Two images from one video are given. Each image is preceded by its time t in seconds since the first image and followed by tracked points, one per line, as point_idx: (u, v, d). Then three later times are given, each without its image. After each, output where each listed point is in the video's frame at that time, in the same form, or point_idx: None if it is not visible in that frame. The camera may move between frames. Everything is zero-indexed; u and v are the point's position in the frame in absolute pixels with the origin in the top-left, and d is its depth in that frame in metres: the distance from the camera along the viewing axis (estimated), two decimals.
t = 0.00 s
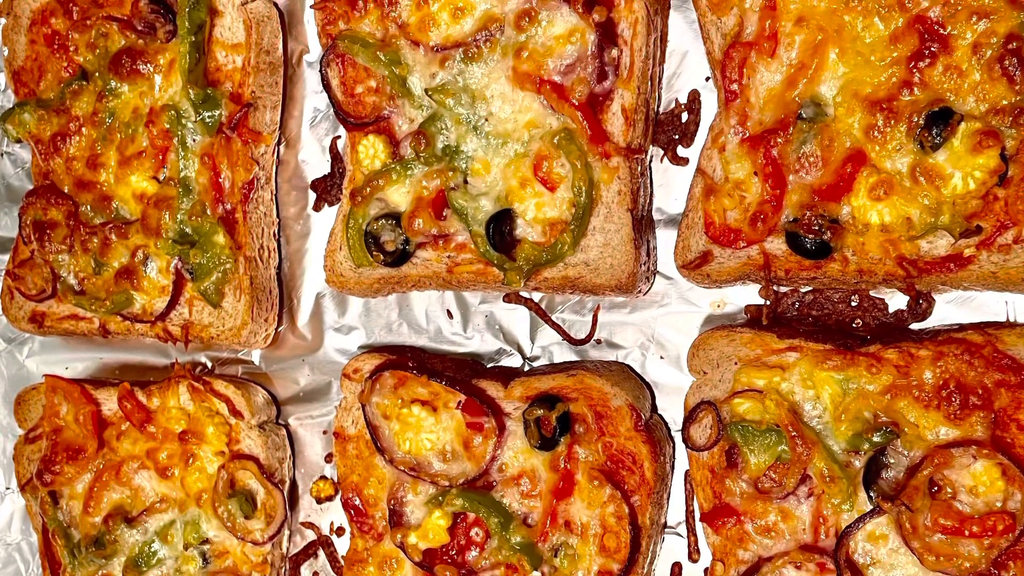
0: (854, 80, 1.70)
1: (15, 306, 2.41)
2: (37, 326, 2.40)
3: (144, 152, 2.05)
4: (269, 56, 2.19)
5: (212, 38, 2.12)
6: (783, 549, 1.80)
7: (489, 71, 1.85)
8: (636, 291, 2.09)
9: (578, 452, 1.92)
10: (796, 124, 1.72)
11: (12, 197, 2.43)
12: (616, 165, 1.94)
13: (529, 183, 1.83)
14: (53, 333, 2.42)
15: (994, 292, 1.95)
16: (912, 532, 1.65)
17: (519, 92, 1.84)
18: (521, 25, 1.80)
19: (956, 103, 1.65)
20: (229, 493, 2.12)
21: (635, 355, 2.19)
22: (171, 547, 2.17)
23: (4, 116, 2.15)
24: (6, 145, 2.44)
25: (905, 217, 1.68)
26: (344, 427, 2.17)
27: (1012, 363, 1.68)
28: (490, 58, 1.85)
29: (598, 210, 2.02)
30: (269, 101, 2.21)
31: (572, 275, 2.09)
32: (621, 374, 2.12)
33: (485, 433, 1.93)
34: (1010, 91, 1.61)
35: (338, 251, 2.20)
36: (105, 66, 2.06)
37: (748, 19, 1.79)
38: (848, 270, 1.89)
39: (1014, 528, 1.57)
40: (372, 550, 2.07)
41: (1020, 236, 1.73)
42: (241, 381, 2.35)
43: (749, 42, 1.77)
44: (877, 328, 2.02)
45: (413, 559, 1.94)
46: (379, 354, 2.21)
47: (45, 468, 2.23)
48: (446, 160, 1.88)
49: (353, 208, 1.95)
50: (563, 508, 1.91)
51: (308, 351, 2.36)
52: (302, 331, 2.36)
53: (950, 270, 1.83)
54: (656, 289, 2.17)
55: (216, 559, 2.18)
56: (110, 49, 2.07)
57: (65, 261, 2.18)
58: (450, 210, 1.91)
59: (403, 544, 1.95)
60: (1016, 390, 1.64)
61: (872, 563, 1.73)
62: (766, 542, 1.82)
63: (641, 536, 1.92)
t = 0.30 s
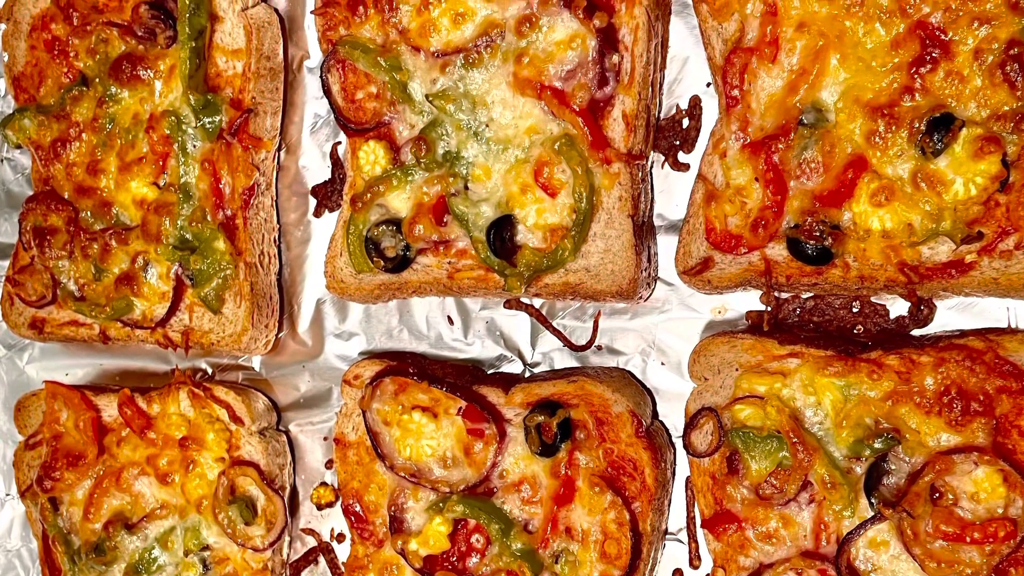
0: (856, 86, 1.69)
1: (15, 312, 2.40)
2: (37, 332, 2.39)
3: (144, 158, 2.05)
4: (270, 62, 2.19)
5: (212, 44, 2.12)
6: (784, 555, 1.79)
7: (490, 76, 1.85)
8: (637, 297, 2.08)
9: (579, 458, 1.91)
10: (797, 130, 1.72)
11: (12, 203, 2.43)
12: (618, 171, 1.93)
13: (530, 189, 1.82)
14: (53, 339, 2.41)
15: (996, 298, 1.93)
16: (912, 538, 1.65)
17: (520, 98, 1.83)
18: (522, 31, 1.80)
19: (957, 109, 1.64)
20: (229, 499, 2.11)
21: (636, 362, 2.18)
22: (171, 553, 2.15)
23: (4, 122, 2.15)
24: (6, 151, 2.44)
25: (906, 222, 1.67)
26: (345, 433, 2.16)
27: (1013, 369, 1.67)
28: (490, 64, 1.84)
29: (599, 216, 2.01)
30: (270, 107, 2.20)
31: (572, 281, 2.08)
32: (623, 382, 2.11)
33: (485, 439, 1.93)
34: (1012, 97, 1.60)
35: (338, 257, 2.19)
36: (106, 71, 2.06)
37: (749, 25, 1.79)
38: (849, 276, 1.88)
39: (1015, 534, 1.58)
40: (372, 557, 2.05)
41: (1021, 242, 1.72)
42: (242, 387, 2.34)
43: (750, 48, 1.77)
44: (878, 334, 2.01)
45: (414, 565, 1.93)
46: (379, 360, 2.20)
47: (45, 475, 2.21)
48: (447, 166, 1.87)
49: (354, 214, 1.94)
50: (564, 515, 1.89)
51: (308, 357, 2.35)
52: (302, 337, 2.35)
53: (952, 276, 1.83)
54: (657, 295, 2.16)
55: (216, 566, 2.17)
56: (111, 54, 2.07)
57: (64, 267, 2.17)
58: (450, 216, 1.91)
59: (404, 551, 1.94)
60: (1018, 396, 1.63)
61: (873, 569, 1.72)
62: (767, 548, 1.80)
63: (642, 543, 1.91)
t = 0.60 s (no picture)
0: (857, 91, 1.69)
1: (15, 318, 2.40)
2: (37, 339, 2.39)
3: (144, 164, 2.04)
4: (270, 68, 2.19)
5: (212, 50, 2.11)
6: (785, 562, 1.77)
7: (490, 82, 1.84)
8: (637, 303, 2.07)
9: (580, 464, 1.90)
10: (798, 135, 1.71)
11: (12, 209, 2.43)
12: (619, 177, 1.93)
13: (530, 195, 1.82)
14: (53, 345, 2.40)
15: (997, 304, 1.93)
16: (914, 544, 1.64)
17: (521, 104, 1.83)
18: (523, 37, 1.80)
19: (958, 115, 1.64)
20: (229, 505, 2.10)
21: (637, 368, 2.17)
22: (171, 559, 2.14)
23: (4, 128, 2.15)
24: (6, 157, 2.44)
25: (908, 228, 1.66)
26: (346, 440, 2.15)
27: (1015, 376, 1.65)
28: (490, 69, 1.84)
29: (600, 222, 2.00)
30: (271, 112, 2.20)
31: (573, 286, 2.07)
32: (624, 388, 2.10)
33: (485, 445, 1.92)
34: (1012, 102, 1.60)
35: (339, 262, 2.18)
36: (106, 77, 2.05)
37: (750, 30, 1.79)
38: (850, 282, 1.87)
39: (1016, 540, 1.58)
40: (373, 563, 2.04)
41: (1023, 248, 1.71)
42: (242, 394, 2.33)
43: (750, 54, 1.77)
44: (879, 340, 2.00)
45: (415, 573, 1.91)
46: (379, 366, 2.19)
47: (45, 481, 2.21)
48: (447, 171, 1.87)
49: (354, 220, 1.93)
50: (564, 521, 1.88)
51: (309, 363, 2.34)
52: (303, 343, 2.34)
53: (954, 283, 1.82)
54: (658, 302, 2.16)
55: (216, 573, 2.16)
56: (112, 60, 2.07)
57: (64, 273, 2.16)
58: (451, 222, 1.91)
59: (405, 557, 1.92)
60: (1019, 402, 1.61)
61: None
62: (768, 554, 1.79)
63: (642, 549, 1.89)
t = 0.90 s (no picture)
0: (859, 97, 1.68)
1: (15, 324, 2.39)
2: (37, 344, 2.38)
3: (144, 170, 2.04)
4: (271, 73, 2.18)
5: (212, 55, 2.12)
6: (786, 568, 1.75)
7: (490, 88, 1.84)
8: (638, 309, 2.05)
9: (580, 471, 1.89)
10: (800, 140, 1.70)
11: (12, 215, 2.42)
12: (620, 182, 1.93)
13: (531, 201, 1.82)
14: (53, 351, 2.39)
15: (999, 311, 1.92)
16: (915, 551, 1.63)
17: (522, 109, 1.83)
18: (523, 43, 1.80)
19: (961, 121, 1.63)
20: (230, 512, 2.09)
21: (638, 374, 2.16)
22: (172, 566, 2.13)
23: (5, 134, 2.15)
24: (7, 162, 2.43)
25: (909, 234, 1.65)
26: (346, 446, 2.13)
27: (1016, 382, 1.64)
28: (491, 75, 1.84)
29: (600, 229, 2.00)
30: (271, 118, 2.20)
31: (574, 293, 2.07)
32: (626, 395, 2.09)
33: (485, 452, 1.91)
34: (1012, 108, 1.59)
35: (339, 269, 2.18)
36: (106, 83, 2.05)
37: (751, 36, 1.78)
38: (852, 288, 1.86)
39: (1018, 547, 1.57)
40: (373, 570, 2.03)
41: None
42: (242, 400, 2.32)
43: (752, 60, 1.75)
44: (881, 346, 1.99)
45: None
46: (379, 373, 2.18)
47: (45, 487, 2.20)
48: (448, 177, 1.86)
49: (355, 227, 1.92)
50: (564, 527, 1.87)
51: (310, 369, 2.33)
52: (304, 349, 2.33)
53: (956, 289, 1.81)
54: (659, 308, 2.15)
55: None
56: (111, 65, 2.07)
57: (64, 279, 2.15)
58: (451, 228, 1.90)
59: (406, 563, 1.91)
60: (1020, 408, 1.60)
61: None
62: (769, 561, 1.77)
63: (643, 556, 1.86)
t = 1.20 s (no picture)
0: (860, 103, 1.66)
1: (15, 331, 2.37)
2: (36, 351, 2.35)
3: (144, 176, 2.00)
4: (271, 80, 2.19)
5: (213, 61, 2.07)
6: None
7: (491, 95, 1.84)
8: (639, 316, 2.07)
9: (581, 478, 1.85)
10: (800, 142, 1.69)
11: (12, 221, 2.42)
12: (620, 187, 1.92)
13: (532, 208, 1.79)
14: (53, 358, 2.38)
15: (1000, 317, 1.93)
16: (917, 559, 1.63)
17: (522, 116, 1.83)
18: (524, 50, 1.80)
19: (963, 128, 1.62)
20: (230, 519, 2.07)
21: (639, 381, 2.15)
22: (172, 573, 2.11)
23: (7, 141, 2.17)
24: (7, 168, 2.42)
25: (909, 239, 1.66)
26: (347, 452, 2.11)
27: (1017, 389, 1.65)
28: (491, 82, 1.83)
29: (601, 236, 1.97)
30: (272, 125, 2.21)
31: (575, 297, 2.05)
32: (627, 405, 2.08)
33: (487, 461, 1.88)
34: (1012, 114, 1.59)
35: (340, 276, 2.17)
36: (108, 90, 2.04)
37: (751, 43, 1.77)
38: (853, 295, 1.85)
39: (1018, 554, 1.59)
40: None
41: None
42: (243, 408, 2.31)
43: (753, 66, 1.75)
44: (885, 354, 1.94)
45: None
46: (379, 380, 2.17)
47: (45, 494, 2.17)
48: (449, 184, 1.85)
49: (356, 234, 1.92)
50: (564, 533, 1.86)
51: (310, 376, 2.33)
52: (305, 356, 2.33)
53: (955, 295, 1.81)
54: (659, 314, 2.14)
55: None
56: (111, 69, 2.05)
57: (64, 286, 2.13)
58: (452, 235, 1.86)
59: (406, 571, 1.90)
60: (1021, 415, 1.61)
61: None
62: (770, 569, 1.73)
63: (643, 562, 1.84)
